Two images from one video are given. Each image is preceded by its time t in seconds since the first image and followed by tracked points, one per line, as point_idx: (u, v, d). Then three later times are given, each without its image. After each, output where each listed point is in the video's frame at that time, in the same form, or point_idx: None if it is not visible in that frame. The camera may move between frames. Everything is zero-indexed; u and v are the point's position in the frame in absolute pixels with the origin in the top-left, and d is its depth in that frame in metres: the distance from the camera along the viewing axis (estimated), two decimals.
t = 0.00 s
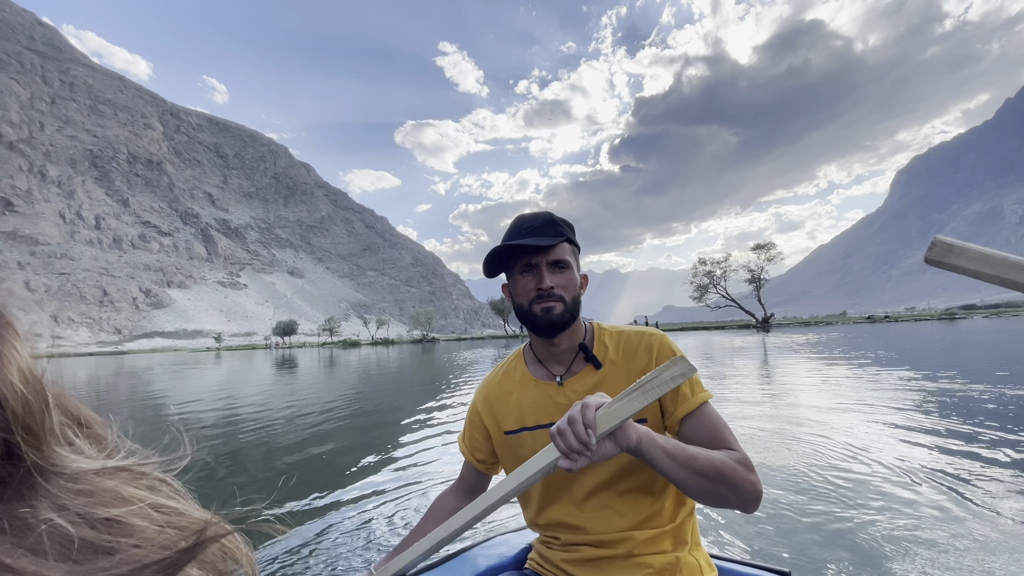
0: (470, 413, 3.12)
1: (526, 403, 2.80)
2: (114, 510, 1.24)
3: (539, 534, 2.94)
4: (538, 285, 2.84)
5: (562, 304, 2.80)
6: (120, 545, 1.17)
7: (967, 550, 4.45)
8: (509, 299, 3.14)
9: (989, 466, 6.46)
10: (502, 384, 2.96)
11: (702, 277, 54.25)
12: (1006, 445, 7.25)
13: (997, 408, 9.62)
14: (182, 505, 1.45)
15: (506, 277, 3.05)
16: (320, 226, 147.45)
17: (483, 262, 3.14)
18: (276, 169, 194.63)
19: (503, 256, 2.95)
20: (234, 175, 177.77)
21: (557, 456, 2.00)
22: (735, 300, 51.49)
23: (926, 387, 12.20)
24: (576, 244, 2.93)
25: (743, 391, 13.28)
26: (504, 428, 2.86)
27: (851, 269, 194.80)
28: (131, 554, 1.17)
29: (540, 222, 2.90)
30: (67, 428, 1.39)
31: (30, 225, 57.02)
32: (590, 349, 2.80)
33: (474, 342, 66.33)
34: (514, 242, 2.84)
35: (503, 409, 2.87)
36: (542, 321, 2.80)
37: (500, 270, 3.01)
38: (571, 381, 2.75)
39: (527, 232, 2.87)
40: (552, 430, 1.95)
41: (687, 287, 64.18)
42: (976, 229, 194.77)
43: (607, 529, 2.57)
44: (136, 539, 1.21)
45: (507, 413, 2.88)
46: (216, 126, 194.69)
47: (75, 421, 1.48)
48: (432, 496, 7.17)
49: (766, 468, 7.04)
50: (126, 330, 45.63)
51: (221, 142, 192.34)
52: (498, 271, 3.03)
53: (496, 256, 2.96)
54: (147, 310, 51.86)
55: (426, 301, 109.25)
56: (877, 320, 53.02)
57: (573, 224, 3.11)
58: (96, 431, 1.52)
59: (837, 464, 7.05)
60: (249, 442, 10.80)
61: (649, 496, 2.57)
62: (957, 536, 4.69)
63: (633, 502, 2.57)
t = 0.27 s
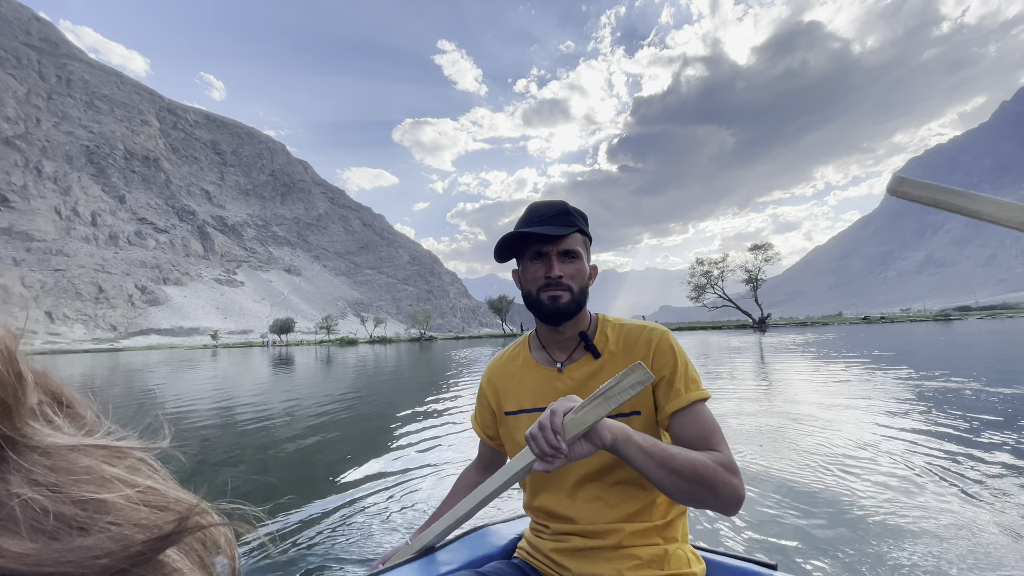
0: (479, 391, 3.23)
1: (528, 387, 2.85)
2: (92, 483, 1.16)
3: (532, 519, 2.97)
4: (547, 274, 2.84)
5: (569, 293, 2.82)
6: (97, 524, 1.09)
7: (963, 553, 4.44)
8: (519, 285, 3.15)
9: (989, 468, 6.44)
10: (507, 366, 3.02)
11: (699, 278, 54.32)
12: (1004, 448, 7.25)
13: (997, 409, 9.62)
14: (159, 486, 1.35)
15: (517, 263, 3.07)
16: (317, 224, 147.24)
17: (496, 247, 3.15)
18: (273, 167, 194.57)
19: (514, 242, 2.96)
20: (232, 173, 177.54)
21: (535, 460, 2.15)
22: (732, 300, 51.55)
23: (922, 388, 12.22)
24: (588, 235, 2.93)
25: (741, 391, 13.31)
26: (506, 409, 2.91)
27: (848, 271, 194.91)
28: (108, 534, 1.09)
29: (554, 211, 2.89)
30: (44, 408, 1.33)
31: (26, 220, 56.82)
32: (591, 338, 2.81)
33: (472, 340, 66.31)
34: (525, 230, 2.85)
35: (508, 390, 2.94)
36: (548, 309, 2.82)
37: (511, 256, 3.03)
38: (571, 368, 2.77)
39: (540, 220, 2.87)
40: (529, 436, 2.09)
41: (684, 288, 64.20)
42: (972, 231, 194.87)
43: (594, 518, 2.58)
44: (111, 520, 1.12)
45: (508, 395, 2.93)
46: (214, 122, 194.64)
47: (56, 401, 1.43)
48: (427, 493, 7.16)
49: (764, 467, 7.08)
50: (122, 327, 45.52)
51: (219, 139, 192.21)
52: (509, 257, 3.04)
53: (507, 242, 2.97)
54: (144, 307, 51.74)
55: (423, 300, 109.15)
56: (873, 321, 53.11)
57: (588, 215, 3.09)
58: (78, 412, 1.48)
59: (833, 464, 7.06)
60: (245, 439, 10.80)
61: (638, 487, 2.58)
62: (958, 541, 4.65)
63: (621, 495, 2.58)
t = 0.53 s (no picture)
0: (497, 375, 3.35)
1: (538, 379, 2.90)
2: (109, 471, 1.14)
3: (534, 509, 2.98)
4: (563, 268, 2.83)
5: (584, 288, 2.81)
6: (118, 513, 1.08)
7: (968, 554, 4.40)
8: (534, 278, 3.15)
9: (994, 468, 6.40)
10: (521, 356, 3.08)
11: (698, 277, 54.33)
12: (1009, 449, 7.20)
13: (999, 409, 9.60)
14: (177, 473, 1.34)
15: (532, 257, 3.06)
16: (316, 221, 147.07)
17: (513, 241, 3.15)
18: (272, 164, 194.42)
19: (529, 237, 2.95)
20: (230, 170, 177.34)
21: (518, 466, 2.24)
22: (730, 300, 51.56)
23: (924, 388, 12.22)
24: (606, 231, 2.90)
25: (740, 390, 13.34)
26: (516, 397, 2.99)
27: (845, 271, 194.95)
28: (128, 522, 1.07)
29: (572, 205, 2.87)
30: (60, 396, 1.32)
31: (22, 216, 56.65)
32: (599, 336, 2.79)
33: (470, 339, 66.30)
34: (543, 224, 2.83)
35: (519, 376, 3.03)
36: (563, 303, 2.81)
37: (527, 250, 3.02)
38: (579, 362, 2.78)
39: (558, 215, 2.85)
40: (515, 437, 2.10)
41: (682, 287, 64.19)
42: (969, 232, 194.83)
43: (592, 513, 2.57)
44: (134, 507, 1.11)
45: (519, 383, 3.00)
46: (212, 119, 194.60)
47: (68, 390, 1.42)
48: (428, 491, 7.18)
49: (766, 465, 7.06)
50: (119, 324, 45.43)
51: (217, 135, 192.15)
52: (525, 252, 3.03)
53: (524, 235, 2.96)
54: (141, 304, 51.62)
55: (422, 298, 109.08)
56: (871, 322, 53.16)
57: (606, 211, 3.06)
58: (92, 400, 1.46)
59: (833, 463, 7.05)
60: (244, 436, 10.81)
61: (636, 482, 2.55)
62: (962, 541, 4.62)
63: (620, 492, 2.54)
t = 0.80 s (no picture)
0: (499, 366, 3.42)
1: (532, 376, 2.97)
2: (96, 462, 1.14)
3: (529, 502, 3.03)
4: (557, 267, 2.82)
5: (578, 287, 2.81)
6: (103, 502, 1.09)
7: (961, 554, 4.43)
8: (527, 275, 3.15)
9: (991, 469, 6.42)
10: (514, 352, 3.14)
11: (697, 276, 54.39)
12: (1005, 449, 7.25)
13: (995, 409, 9.64)
14: (161, 466, 1.34)
15: (526, 255, 3.06)
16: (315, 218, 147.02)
17: (505, 239, 3.13)
18: (270, 161, 194.36)
19: (521, 237, 2.95)
20: (229, 167, 177.27)
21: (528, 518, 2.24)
22: (729, 299, 51.67)
23: (920, 388, 12.26)
24: (598, 228, 2.90)
25: (737, 388, 13.39)
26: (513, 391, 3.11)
27: (844, 271, 194.95)
28: (113, 512, 1.08)
29: (565, 204, 2.85)
30: (46, 389, 1.32)
31: (20, 212, 56.56)
32: (590, 339, 2.78)
33: (468, 337, 66.37)
34: (534, 224, 2.83)
35: (514, 370, 3.11)
36: (556, 302, 2.82)
37: (520, 247, 3.02)
38: (570, 363, 2.80)
39: (552, 213, 2.83)
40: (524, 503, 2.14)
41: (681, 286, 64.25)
42: (967, 232, 194.83)
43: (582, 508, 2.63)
44: (115, 497, 1.12)
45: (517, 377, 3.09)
46: (210, 115, 194.63)
47: (56, 382, 1.42)
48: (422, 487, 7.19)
49: (762, 464, 7.11)
50: (117, 320, 45.45)
51: (215, 132, 192.05)
52: (518, 249, 3.03)
53: (516, 235, 2.96)
54: (139, 301, 51.62)
55: (421, 295, 109.07)
56: (869, 321, 53.23)
57: (598, 208, 3.05)
58: (79, 393, 1.47)
59: (828, 462, 7.08)
60: (242, 433, 10.84)
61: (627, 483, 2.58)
62: (957, 541, 4.63)
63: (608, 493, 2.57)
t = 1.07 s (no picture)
0: (491, 370, 3.38)
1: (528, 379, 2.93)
2: (91, 466, 1.13)
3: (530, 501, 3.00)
4: (550, 271, 2.80)
5: (573, 290, 2.79)
6: (101, 504, 1.08)
7: (961, 553, 4.42)
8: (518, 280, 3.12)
9: (988, 467, 6.44)
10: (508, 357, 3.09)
11: (696, 274, 54.37)
12: (1001, 447, 7.27)
13: (991, 407, 9.68)
14: (158, 469, 1.32)
15: (516, 259, 3.03)
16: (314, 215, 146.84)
17: (494, 245, 3.10)
18: (269, 157, 194.05)
19: (512, 241, 2.93)
20: (227, 163, 176.96)
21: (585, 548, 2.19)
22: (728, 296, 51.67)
23: (917, 386, 12.30)
24: (589, 229, 2.90)
25: (737, 386, 13.42)
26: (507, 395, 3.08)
27: (842, 270, 194.87)
28: (109, 515, 1.07)
29: (554, 205, 2.85)
30: (41, 391, 1.30)
31: (17, 208, 56.41)
32: (588, 342, 2.76)
33: (467, 334, 66.37)
34: (525, 227, 2.82)
35: (510, 375, 3.06)
36: (552, 307, 2.79)
37: (510, 252, 3.00)
38: (568, 367, 2.78)
39: (539, 215, 2.83)
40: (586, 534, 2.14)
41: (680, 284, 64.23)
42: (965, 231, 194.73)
43: (588, 509, 2.63)
44: (109, 505, 1.09)
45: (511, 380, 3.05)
46: (209, 111, 194.45)
47: (52, 386, 1.40)
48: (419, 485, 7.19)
49: (760, 463, 7.10)
50: (115, 317, 45.34)
51: (214, 127, 191.74)
52: (508, 254, 3.00)
53: (506, 239, 2.94)
54: (137, 297, 51.55)
55: (419, 292, 109.00)
56: (868, 319, 53.23)
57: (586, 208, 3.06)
58: (73, 395, 1.44)
59: (828, 460, 7.10)
60: (238, 430, 10.80)
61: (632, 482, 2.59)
62: (956, 539, 4.65)
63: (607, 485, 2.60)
